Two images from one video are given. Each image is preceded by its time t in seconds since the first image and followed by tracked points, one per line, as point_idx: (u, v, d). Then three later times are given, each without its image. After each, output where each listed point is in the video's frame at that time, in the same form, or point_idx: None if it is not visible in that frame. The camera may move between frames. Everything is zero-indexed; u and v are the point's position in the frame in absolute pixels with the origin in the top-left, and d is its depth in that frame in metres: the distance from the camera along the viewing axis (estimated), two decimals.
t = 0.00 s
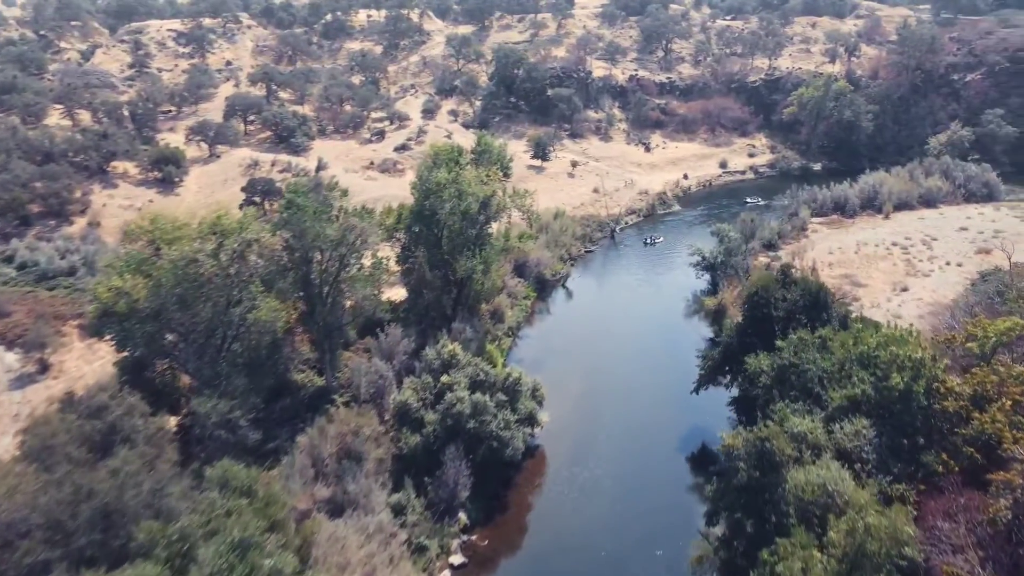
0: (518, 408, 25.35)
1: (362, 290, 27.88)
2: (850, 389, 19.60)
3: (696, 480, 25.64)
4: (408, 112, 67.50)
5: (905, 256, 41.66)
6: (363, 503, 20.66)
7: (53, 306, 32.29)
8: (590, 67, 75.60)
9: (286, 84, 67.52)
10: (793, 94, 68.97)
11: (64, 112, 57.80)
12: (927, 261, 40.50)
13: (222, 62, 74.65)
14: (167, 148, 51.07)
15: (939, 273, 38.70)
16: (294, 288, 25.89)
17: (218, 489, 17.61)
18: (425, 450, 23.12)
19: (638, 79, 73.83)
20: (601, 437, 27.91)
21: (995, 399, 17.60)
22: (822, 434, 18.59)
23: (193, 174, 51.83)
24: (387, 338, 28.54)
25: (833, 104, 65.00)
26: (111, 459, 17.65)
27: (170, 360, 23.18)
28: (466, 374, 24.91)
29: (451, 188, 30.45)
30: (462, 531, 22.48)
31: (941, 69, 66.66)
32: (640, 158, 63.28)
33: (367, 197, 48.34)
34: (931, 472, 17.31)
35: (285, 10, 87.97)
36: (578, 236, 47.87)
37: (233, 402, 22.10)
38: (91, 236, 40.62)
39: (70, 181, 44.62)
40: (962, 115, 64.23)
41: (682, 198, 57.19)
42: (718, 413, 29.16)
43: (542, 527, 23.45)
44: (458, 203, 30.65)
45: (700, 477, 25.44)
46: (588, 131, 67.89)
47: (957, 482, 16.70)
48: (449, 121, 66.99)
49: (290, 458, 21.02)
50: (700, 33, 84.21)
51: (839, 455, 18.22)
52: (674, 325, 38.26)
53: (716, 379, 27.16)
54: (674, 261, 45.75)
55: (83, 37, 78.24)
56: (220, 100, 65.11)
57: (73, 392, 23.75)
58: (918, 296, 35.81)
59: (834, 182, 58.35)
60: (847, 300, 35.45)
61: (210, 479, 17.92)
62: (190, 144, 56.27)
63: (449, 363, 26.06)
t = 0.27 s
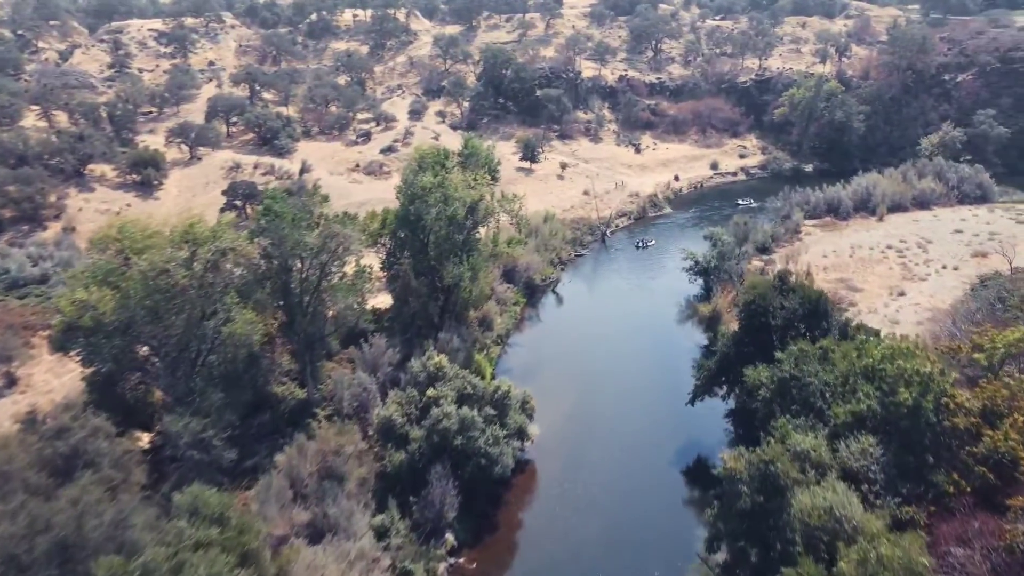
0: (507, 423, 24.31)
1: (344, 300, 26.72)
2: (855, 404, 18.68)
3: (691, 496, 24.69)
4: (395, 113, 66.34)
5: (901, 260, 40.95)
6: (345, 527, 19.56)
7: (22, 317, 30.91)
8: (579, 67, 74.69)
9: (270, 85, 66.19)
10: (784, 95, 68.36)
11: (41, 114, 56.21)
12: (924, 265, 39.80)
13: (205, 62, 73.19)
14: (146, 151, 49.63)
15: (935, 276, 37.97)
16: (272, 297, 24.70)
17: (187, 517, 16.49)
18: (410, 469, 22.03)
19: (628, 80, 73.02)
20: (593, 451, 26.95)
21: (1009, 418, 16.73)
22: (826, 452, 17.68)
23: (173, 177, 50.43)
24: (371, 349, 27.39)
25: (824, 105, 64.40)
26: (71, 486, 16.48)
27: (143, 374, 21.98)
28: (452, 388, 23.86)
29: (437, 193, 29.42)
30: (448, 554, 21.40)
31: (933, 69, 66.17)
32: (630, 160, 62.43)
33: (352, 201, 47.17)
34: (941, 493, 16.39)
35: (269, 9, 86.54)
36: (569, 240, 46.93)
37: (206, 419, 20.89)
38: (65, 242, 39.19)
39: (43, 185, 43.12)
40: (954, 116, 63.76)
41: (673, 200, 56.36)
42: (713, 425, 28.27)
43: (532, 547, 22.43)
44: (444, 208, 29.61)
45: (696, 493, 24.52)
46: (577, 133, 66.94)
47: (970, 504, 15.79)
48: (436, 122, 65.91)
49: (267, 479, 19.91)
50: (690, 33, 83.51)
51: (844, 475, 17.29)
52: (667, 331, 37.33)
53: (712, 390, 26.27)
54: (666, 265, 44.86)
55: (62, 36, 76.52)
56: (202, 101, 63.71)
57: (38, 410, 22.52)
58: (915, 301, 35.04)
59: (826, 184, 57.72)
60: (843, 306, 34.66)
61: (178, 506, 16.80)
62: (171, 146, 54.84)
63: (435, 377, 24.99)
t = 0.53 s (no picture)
0: (500, 439, 23.31)
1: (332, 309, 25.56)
2: (867, 425, 17.75)
3: (692, 514, 23.73)
4: (389, 113, 65.29)
5: (904, 268, 40.10)
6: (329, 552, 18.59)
7: None
8: (576, 68, 73.76)
9: (262, 84, 65.08)
10: (784, 98, 67.54)
11: (26, 111, 54.92)
12: (928, 273, 38.95)
13: (196, 60, 72.00)
14: (132, 151, 48.44)
15: (940, 285, 37.13)
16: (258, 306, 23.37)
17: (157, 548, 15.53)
18: (399, 488, 21.02)
19: (626, 81, 72.14)
20: (590, 466, 25.98)
21: None
22: (836, 478, 16.80)
23: (161, 178, 49.28)
24: (359, 360, 26.38)
25: (824, 108, 63.57)
26: (32, 514, 15.48)
27: (118, 389, 20.69)
28: (444, 403, 22.89)
29: (430, 198, 28.43)
30: None
31: (934, 73, 65.41)
32: (628, 162, 61.51)
33: (344, 203, 46.10)
34: (958, 522, 15.40)
35: (262, 7, 85.36)
36: (565, 244, 45.99)
37: (183, 437, 19.89)
38: (46, 245, 38.01)
39: (25, 186, 41.91)
40: (955, 120, 63.01)
41: (672, 204, 55.46)
42: (715, 439, 27.32)
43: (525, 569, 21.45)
44: (437, 214, 28.62)
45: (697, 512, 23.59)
46: (574, 134, 65.98)
47: (990, 533, 14.79)
48: (431, 123, 64.89)
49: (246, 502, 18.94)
50: (688, 34, 82.65)
51: (856, 503, 16.38)
52: (665, 339, 36.38)
53: (714, 405, 25.35)
54: (664, 271, 43.92)
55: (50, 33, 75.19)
56: (193, 100, 62.55)
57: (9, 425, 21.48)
58: (920, 311, 34.18)
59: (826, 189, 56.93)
60: (846, 316, 33.79)
61: (148, 535, 15.83)
62: (159, 146, 53.66)
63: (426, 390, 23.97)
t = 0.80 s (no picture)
0: (495, 458, 22.31)
1: (321, 320, 24.55)
2: (882, 450, 16.78)
3: (694, 535, 22.81)
4: (386, 114, 64.30)
5: (911, 277, 39.21)
6: None
7: None
8: (577, 69, 72.82)
9: (257, 83, 64.03)
10: (786, 101, 66.64)
11: (15, 109, 53.79)
12: (935, 283, 38.06)
13: (191, 58, 70.93)
14: (122, 150, 47.41)
15: (949, 296, 36.25)
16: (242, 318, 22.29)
17: None
18: (389, 511, 20.05)
19: (627, 83, 71.22)
20: (590, 484, 25.04)
21: None
22: (850, 508, 15.90)
23: (152, 178, 48.25)
24: (350, 373, 25.42)
25: (828, 112, 62.69)
26: None
27: (94, 404, 19.50)
28: (437, 420, 21.94)
29: (424, 204, 27.45)
30: None
31: (939, 78, 64.55)
32: (628, 165, 60.59)
33: (338, 205, 45.09)
34: (981, 560, 14.52)
35: (259, 5, 84.28)
36: (564, 249, 45.04)
37: (160, 457, 18.90)
38: (30, 247, 36.95)
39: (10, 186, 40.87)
40: (960, 125, 62.16)
41: (673, 209, 54.53)
42: (718, 456, 26.40)
43: None
44: (432, 220, 27.63)
45: (700, 534, 22.70)
46: (574, 136, 65.05)
47: None
48: (429, 124, 63.92)
49: (226, 529, 18.03)
50: (690, 36, 81.75)
51: (872, 536, 15.47)
52: (666, 349, 35.47)
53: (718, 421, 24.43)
54: (665, 278, 43.00)
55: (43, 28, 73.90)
56: (187, 99, 61.48)
57: None
58: (929, 322, 33.30)
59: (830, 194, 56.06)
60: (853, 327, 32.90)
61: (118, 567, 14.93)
62: (151, 145, 52.59)
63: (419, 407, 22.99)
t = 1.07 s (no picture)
0: (492, 478, 21.35)
1: (311, 332, 23.55)
2: (902, 479, 15.82)
3: (700, 559, 21.83)
4: (383, 115, 63.31)
5: (920, 286, 38.32)
6: None
7: None
8: (577, 71, 71.89)
9: (253, 83, 63.01)
10: (790, 104, 65.73)
11: (4, 109, 52.66)
12: (945, 292, 37.17)
13: (186, 58, 69.88)
14: (113, 152, 46.35)
15: (959, 306, 35.36)
16: (227, 331, 21.26)
17: None
18: (380, 536, 19.08)
19: (628, 85, 70.29)
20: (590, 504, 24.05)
21: None
22: (868, 541, 14.99)
23: (143, 180, 47.20)
24: (342, 387, 24.44)
25: (831, 115, 61.79)
26: None
27: (70, 422, 18.54)
28: (431, 439, 20.98)
29: (420, 211, 26.48)
30: None
31: (944, 81, 63.72)
32: (629, 169, 59.63)
33: (333, 209, 44.08)
34: None
35: (255, 4, 83.23)
36: (564, 255, 44.08)
37: (137, 480, 17.90)
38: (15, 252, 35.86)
39: None
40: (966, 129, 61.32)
41: (674, 213, 53.57)
42: (723, 474, 25.45)
43: None
44: (428, 227, 26.65)
45: (706, 558, 21.73)
46: (574, 139, 64.11)
47: None
48: (427, 126, 62.95)
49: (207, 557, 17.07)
50: (691, 37, 80.83)
51: (892, 572, 14.53)
52: (668, 359, 34.49)
53: (724, 440, 23.49)
54: (666, 285, 42.02)
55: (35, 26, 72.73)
56: (180, 99, 60.44)
57: None
58: (939, 334, 32.39)
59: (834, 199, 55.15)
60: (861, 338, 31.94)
61: None
62: (143, 147, 51.52)
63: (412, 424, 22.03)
